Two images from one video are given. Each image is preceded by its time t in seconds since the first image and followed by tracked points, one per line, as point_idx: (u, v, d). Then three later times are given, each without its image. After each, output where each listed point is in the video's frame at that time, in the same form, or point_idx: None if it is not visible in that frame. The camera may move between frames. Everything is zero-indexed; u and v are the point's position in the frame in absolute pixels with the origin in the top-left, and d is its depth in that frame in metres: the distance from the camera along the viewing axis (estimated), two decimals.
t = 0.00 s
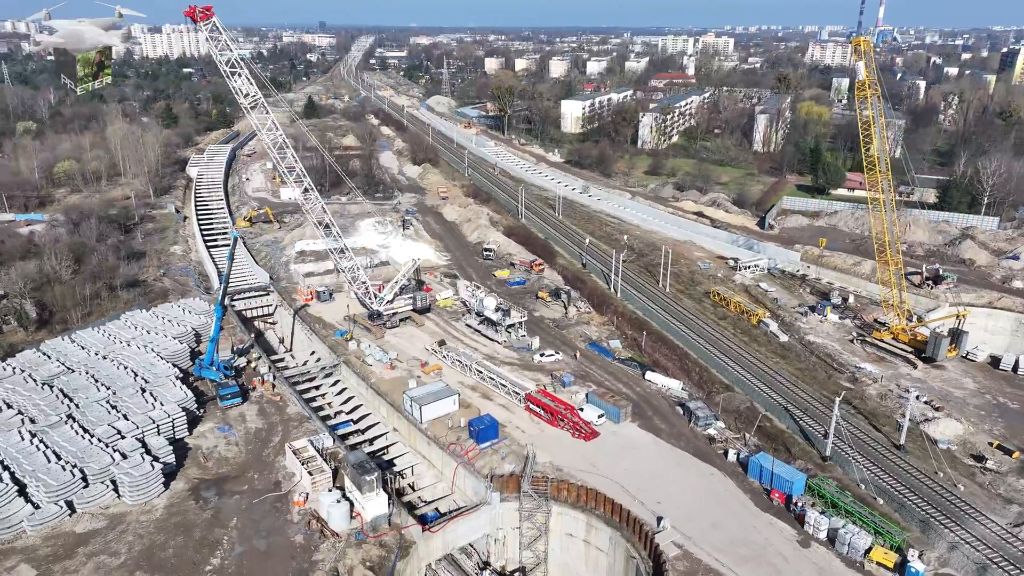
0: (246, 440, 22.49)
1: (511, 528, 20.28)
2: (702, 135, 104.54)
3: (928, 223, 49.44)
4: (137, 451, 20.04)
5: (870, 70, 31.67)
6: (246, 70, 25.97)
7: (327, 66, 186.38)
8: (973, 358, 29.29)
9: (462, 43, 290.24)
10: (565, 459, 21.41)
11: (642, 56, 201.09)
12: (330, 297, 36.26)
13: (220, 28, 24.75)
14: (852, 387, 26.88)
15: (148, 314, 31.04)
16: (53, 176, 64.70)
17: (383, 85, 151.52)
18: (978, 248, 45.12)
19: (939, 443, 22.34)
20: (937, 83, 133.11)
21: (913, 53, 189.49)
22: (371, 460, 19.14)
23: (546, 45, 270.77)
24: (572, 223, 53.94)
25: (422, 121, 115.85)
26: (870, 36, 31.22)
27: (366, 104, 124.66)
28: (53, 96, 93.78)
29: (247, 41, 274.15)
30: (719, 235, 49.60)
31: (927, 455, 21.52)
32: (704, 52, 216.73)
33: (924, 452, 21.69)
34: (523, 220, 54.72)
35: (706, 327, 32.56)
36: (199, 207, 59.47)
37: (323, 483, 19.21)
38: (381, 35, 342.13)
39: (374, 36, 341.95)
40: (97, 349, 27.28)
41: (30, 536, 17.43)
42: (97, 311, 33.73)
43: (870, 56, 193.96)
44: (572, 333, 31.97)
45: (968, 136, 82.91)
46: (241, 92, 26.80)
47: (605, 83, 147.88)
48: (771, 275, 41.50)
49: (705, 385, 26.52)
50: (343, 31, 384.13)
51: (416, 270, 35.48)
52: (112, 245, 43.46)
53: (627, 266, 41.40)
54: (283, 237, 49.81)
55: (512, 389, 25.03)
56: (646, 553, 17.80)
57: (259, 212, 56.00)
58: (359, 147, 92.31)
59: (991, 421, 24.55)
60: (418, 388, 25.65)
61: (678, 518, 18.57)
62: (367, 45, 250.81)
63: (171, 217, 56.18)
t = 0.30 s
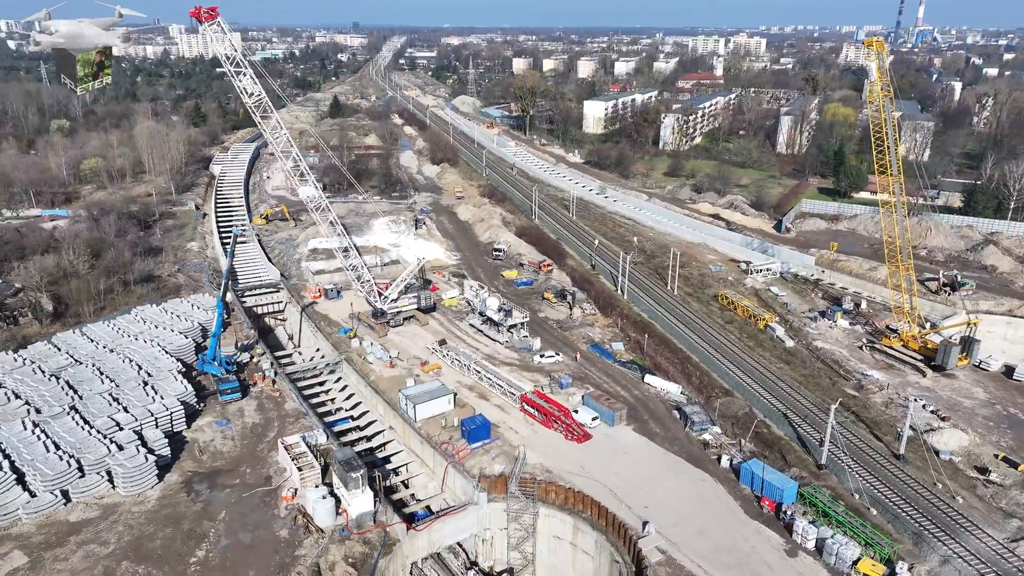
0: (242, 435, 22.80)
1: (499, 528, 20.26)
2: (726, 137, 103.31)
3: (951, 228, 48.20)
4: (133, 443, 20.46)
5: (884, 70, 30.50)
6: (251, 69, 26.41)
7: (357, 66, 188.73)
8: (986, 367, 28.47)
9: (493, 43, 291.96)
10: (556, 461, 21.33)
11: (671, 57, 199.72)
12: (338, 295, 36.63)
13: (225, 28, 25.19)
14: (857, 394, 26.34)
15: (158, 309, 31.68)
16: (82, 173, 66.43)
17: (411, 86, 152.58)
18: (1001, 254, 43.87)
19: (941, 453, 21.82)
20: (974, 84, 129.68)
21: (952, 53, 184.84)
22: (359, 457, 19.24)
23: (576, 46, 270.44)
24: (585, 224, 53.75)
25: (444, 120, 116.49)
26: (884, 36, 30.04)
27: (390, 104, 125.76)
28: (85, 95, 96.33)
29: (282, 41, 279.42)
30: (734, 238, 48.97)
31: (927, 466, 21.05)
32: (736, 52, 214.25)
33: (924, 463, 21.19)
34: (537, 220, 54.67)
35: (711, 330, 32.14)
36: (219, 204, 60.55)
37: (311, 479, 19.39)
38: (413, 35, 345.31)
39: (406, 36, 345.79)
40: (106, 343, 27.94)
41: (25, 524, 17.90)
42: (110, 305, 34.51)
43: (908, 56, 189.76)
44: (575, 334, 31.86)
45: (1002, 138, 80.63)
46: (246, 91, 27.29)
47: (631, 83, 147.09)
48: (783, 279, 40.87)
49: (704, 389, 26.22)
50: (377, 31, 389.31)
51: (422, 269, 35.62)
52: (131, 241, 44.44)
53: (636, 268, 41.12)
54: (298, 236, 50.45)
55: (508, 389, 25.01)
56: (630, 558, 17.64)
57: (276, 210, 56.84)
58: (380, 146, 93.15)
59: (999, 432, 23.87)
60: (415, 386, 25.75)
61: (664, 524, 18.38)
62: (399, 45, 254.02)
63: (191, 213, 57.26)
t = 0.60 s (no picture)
0: (239, 429, 23.14)
1: (487, 529, 20.26)
2: (750, 138, 101.85)
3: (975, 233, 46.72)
4: (130, 435, 20.89)
5: (896, 72, 29.30)
6: (256, 69, 26.53)
7: (386, 66, 190.37)
8: (999, 376, 27.60)
9: (524, 43, 292.36)
10: (547, 463, 21.26)
11: (701, 57, 197.51)
12: (346, 292, 37.00)
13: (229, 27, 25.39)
14: (861, 402, 25.77)
15: (167, 304, 32.30)
16: (108, 170, 67.99)
17: (438, 86, 153.27)
18: None
19: (942, 464, 21.29)
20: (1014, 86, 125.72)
21: (995, 54, 179.57)
22: (347, 455, 19.36)
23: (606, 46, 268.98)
24: (598, 225, 53.49)
25: (467, 121, 116.89)
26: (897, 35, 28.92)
27: (414, 104, 126.54)
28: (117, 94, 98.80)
29: (315, 41, 284.04)
30: (749, 241, 48.29)
31: (926, 477, 20.57)
32: (769, 52, 211.02)
33: (924, 474, 20.69)
34: (550, 221, 54.58)
35: (716, 334, 31.73)
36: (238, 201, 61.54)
37: (301, 474, 19.58)
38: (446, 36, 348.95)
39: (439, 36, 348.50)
40: (114, 337, 28.58)
41: (22, 511, 18.39)
42: (124, 299, 35.25)
43: (948, 57, 184.91)
44: (578, 336, 31.69)
45: None
46: (253, 91, 27.51)
47: (657, 84, 145.95)
48: (795, 283, 40.19)
49: (704, 394, 25.92)
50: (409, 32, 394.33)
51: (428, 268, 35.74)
52: (149, 238, 45.35)
53: (646, 270, 40.77)
54: (312, 234, 50.96)
55: (504, 390, 25.00)
56: (613, 563, 17.48)
57: (293, 208, 57.56)
58: (401, 146, 93.77)
59: (1007, 443, 23.17)
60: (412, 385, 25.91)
61: (650, 530, 18.19)
62: (430, 47, 256.07)
63: (211, 211, 58.24)
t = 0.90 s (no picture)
0: (237, 424, 23.49)
1: (474, 528, 20.30)
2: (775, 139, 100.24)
3: (999, 239, 45.37)
4: (128, 427, 21.35)
5: (908, 73, 28.48)
6: (261, 68, 26.72)
7: (415, 67, 191.60)
8: (1011, 387, 26.76)
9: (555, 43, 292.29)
10: (536, 464, 21.23)
11: (732, 58, 194.99)
12: (354, 290, 37.35)
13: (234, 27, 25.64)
14: (863, 410, 25.25)
15: (177, 300, 32.92)
16: (134, 167, 69.46)
17: (464, 86, 153.74)
18: None
19: (942, 474, 20.79)
20: None
21: None
22: (336, 452, 19.52)
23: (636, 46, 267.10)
24: (612, 226, 53.22)
25: (489, 121, 117.09)
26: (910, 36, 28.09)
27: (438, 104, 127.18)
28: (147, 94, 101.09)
29: (348, 41, 287.59)
30: (763, 244, 47.60)
31: (924, 488, 20.10)
32: (802, 53, 207.42)
33: (922, 485, 20.21)
34: (563, 222, 54.42)
35: (720, 337, 31.34)
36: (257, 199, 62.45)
37: (291, 469, 19.82)
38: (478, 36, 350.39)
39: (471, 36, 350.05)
40: (123, 331, 29.23)
41: (20, 498, 18.92)
42: (137, 294, 35.99)
43: (989, 58, 179.68)
44: (581, 338, 31.55)
45: None
46: (257, 91, 27.73)
47: (683, 85, 144.58)
48: (807, 287, 39.55)
49: (702, 398, 25.63)
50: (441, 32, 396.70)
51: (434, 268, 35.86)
52: (166, 234, 46.28)
53: (655, 272, 40.46)
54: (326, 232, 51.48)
55: (500, 390, 25.01)
56: (594, 565, 17.40)
57: (310, 207, 58.23)
58: (422, 146, 94.25)
59: (1013, 455, 22.51)
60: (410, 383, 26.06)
61: (634, 534, 18.06)
62: (460, 47, 257.14)
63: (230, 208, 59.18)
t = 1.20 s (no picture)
0: (235, 418, 23.86)
1: (462, 527, 20.33)
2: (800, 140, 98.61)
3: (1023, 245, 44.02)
4: (126, 419, 21.82)
5: (920, 74, 27.75)
6: (265, 67, 27.02)
7: (443, 66, 192.58)
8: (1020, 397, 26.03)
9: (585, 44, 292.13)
10: (526, 465, 21.19)
11: (763, 58, 192.39)
12: (361, 288, 37.72)
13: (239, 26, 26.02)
14: (865, 418, 24.74)
15: (186, 294, 33.54)
16: (159, 164, 70.90)
17: (490, 86, 154.14)
18: None
19: (940, 485, 20.30)
20: None
21: None
22: (325, 448, 19.67)
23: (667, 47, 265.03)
24: (625, 227, 52.90)
25: (511, 121, 117.13)
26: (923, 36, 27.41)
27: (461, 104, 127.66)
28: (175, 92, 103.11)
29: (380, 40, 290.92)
30: (778, 247, 46.89)
31: (919, 498, 19.69)
32: (835, 53, 203.68)
33: (918, 495, 19.81)
34: (576, 222, 54.23)
35: (724, 340, 30.97)
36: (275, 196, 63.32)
37: (281, 463, 20.05)
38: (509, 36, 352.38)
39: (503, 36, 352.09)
40: (131, 325, 29.89)
41: (18, 486, 19.44)
42: (150, 288, 36.73)
43: None
44: (583, 339, 31.44)
45: None
46: (262, 90, 28.03)
47: (709, 85, 143.01)
48: (818, 291, 38.89)
49: (700, 402, 25.38)
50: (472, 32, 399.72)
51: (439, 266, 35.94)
52: (183, 230, 47.16)
53: (664, 274, 40.12)
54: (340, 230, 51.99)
55: (495, 390, 25.00)
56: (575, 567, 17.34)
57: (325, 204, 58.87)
58: (442, 146, 94.66)
59: (1018, 467, 21.90)
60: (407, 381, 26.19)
61: (618, 538, 17.94)
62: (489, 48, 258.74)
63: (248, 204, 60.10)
